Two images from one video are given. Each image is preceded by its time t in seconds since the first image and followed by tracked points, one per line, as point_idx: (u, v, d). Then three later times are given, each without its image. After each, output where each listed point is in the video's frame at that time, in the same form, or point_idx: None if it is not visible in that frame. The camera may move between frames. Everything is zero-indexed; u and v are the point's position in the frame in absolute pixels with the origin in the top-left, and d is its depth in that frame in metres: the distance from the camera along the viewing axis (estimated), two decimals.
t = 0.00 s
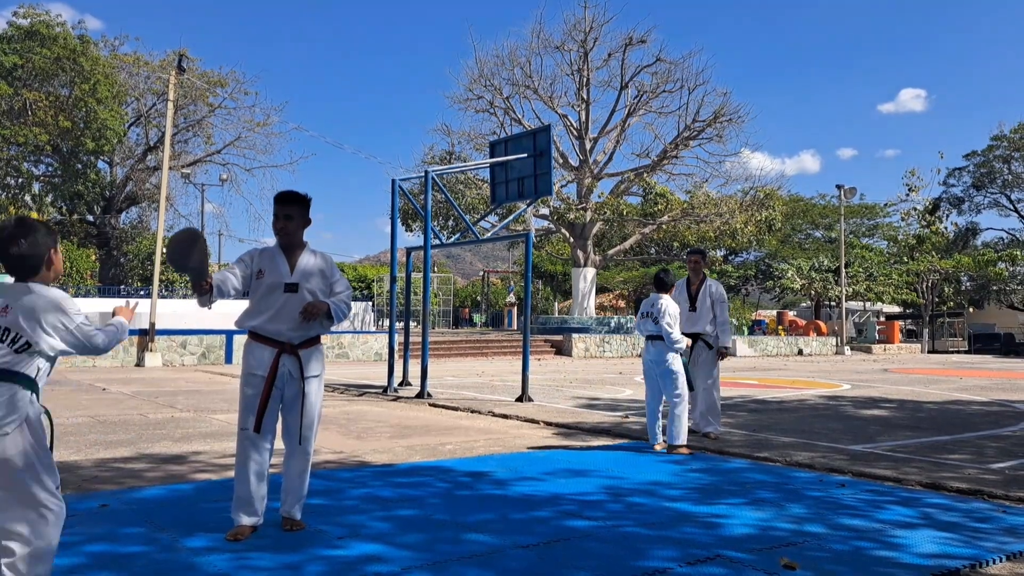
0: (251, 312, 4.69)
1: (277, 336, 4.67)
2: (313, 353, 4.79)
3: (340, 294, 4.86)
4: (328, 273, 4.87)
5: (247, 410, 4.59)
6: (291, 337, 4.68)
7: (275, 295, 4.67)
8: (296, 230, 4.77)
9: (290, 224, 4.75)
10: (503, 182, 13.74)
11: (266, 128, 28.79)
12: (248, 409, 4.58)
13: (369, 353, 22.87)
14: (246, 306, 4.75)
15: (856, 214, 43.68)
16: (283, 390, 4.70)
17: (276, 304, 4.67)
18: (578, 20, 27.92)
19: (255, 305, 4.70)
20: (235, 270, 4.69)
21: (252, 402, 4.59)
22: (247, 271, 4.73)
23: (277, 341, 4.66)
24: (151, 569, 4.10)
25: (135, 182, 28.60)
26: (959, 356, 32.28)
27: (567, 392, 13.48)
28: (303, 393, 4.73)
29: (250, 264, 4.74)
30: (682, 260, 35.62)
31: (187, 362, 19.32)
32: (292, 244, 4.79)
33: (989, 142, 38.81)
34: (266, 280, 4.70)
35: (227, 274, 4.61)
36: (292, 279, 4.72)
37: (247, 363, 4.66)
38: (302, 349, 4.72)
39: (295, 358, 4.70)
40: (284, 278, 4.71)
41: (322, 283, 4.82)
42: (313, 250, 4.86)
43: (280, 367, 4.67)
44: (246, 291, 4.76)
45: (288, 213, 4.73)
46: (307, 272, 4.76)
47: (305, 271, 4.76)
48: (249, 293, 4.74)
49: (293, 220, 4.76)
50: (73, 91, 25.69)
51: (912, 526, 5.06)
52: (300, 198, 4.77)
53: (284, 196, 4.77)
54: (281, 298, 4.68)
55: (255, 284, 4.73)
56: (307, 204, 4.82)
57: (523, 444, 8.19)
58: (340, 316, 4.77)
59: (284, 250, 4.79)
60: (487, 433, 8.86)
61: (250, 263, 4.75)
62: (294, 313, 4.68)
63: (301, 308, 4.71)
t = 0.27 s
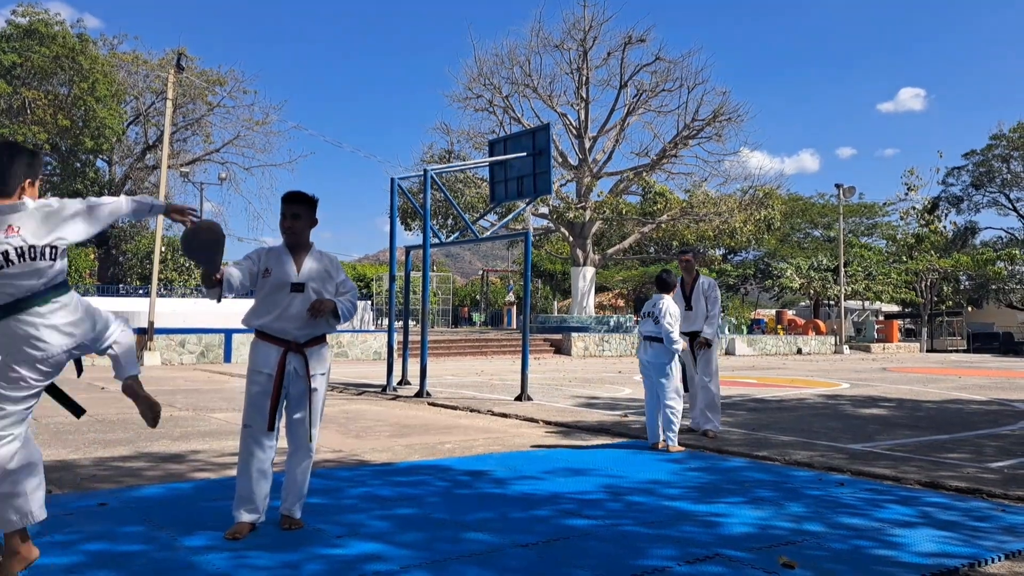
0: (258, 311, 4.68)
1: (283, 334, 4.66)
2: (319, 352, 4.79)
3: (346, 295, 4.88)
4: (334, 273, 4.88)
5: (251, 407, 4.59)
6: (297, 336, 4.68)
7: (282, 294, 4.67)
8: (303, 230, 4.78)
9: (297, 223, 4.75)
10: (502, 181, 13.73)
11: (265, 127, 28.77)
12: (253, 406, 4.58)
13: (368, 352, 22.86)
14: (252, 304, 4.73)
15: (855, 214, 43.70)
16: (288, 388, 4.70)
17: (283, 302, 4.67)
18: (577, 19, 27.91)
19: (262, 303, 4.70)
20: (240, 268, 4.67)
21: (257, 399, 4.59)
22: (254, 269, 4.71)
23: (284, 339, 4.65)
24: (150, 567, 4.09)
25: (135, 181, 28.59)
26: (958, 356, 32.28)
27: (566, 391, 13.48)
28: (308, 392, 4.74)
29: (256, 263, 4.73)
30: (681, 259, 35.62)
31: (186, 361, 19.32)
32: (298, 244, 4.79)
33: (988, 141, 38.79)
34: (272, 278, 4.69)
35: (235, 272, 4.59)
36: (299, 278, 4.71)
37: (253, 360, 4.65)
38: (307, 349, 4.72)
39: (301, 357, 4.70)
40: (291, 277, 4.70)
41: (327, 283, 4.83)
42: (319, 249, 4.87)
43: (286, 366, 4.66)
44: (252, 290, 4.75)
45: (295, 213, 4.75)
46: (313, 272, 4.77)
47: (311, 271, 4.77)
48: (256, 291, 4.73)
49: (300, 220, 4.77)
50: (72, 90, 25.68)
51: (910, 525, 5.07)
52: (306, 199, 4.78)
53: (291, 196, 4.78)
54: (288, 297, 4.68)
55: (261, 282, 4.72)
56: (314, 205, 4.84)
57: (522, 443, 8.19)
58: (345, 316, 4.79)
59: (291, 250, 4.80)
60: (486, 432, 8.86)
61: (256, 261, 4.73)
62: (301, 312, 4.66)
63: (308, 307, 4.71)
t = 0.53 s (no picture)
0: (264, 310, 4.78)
1: (286, 333, 4.73)
2: (322, 352, 4.80)
3: (353, 295, 4.87)
4: (341, 273, 4.88)
5: (250, 402, 4.67)
6: (299, 335, 4.73)
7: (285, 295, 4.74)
8: (311, 231, 4.81)
9: (305, 224, 4.78)
10: (501, 181, 13.72)
11: (265, 126, 28.76)
12: (252, 402, 4.66)
13: (368, 351, 22.86)
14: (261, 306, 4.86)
15: (855, 213, 43.70)
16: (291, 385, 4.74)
17: (285, 302, 4.75)
18: (577, 18, 27.92)
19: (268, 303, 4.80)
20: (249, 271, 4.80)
21: (256, 394, 4.66)
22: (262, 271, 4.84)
23: (286, 337, 4.72)
24: (150, 566, 4.09)
25: (134, 180, 28.59)
26: (958, 355, 32.27)
27: (566, 390, 13.48)
28: (310, 390, 4.76)
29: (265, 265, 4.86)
30: (680, 258, 35.62)
31: (185, 360, 19.31)
32: (307, 245, 4.84)
33: (988, 141, 38.78)
34: (278, 280, 4.80)
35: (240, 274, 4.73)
36: (303, 278, 4.78)
37: (257, 357, 4.74)
38: (310, 347, 4.76)
39: (303, 354, 4.74)
40: (296, 278, 4.78)
41: (334, 283, 4.85)
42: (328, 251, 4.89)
43: (287, 363, 4.72)
44: (262, 291, 4.88)
45: (303, 214, 4.78)
46: (319, 271, 4.80)
47: (317, 272, 4.80)
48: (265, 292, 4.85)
49: (308, 221, 4.79)
50: (72, 89, 25.68)
51: (910, 525, 5.06)
52: (315, 200, 4.80)
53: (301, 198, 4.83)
54: (292, 297, 4.75)
55: (269, 284, 4.83)
56: (325, 206, 4.86)
57: (521, 441, 8.18)
58: (348, 316, 4.75)
59: (300, 251, 4.85)
60: (486, 431, 8.85)
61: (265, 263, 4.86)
62: (304, 312, 4.72)
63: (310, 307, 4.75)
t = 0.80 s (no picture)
0: (270, 313, 4.90)
1: (289, 335, 4.84)
2: (327, 352, 4.89)
3: (355, 295, 4.93)
4: (343, 275, 4.95)
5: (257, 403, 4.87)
6: (302, 337, 4.84)
7: (289, 298, 4.84)
8: (312, 234, 4.86)
9: (306, 229, 4.84)
10: (501, 180, 13.72)
11: (264, 124, 28.74)
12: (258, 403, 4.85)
13: (367, 350, 22.88)
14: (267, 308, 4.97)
15: (854, 213, 43.71)
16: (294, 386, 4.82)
17: (290, 305, 4.84)
18: (577, 17, 27.91)
19: (273, 306, 4.90)
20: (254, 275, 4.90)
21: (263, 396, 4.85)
22: (265, 274, 4.92)
23: (290, 340, 4.84)
24: (150, 565, 4.09)
25: (134, 179, 28.57)
26: (957, 355, 32.29)
27: (565, 389, 13.48)
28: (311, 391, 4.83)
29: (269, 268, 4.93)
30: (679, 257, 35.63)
31: (184, 359, 19.31)
32: (307, 248, 4.90)
33: (988, 140, 38.77)
34: (282, 283, 4.88)
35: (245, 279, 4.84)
36: (305, 281, 4.86)
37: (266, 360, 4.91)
38: (313, 347, 4.85)
39: (306, 355, 4.83)
40: (298, 281, 4.86)
41: (336, 284, 4.92)
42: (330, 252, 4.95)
43: (291, 365, 4.82)
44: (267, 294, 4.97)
45: (303, 218, 4.84)
46: (320, 274, 4.88)
47: (318, 274, 4.88)
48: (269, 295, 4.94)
49: (308, 225, 4.85)
50: (71, 87, 25.66)
51: (909, 524, 5.07)
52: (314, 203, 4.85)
53: (301, 202, 4.89)
54: (295, 300, 4.85)
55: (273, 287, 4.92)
56: (323, 209, 4.91)
57: (520, 440, 8.19)
58: (352, 316, 4.83)
59: (302, 253, 4.92)
60: (485, 430, 8.86)
61: (268, 266, 4.92)
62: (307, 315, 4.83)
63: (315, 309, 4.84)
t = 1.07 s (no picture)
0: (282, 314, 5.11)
1: (304, 334, 5.06)
2: (339, 348, 5.13)
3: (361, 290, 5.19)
4: (347, 271, 5.19)
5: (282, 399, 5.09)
6: (317, 335, 5.07)
7: (300, 298, 5.06)
8: (314, 234, 5.09)
9: (309, 230, 5.07)
10: (501, 179, 13.72)
11: (264, 124, 28.74)
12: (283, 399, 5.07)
13: (366, 349, 22.89)
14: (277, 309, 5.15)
15: (853, 212, 43.72)
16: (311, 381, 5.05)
17: (303, 306, 5.06)
18: (576, 17, 27.91)
19: (284, 308, 5.11)
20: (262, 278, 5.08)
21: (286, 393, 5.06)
22: (274, 277, 5.10)
23: (304, 339, 5.05)
24: (150, 564, 4.09)
25: (133, 178, 28.57)
26: (956, 354, 32.31)
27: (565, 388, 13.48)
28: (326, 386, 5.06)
29: (275, 271, 5.12)
30: (679, 256, 35.66)
31: (184, 358, 19.31)
32: (310, 248, 5.12)
33: (987, 140, 38.78)
34: (291, 285, 5.08)
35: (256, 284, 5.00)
36: (313, 281, 5.07)
37: (282, 360, 5.11)
38: (328, 345, 5.09)
39: (322, 353, 5.07)
40: (307, 282, 5.07)
41: (342, 283, 5.16)
42: (331, 251, 5.17)
43: (308, 363, 5.04)
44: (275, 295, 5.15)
45: (305, 221, 5.06)
46: (327, 274, 5.11)
47: (325, 273, 5.11)
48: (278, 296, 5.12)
49: (311, 227, 5.08)
50: (70, 86, 25.67)
51: (908, 523, 5.08)
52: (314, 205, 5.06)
53: (301, 205, 5.10)
54: (306, 301, 5.06)
55: (280, 288, 5.11)
56: (322, 210, 5.13)
57: (519, 440, 8.19)
58: (362, 309, 5.09)
59: (305, 254, 5.13)
60: (484, 429, 8.86)
61: (273, 269, 5.11)
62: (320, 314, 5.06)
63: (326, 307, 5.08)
